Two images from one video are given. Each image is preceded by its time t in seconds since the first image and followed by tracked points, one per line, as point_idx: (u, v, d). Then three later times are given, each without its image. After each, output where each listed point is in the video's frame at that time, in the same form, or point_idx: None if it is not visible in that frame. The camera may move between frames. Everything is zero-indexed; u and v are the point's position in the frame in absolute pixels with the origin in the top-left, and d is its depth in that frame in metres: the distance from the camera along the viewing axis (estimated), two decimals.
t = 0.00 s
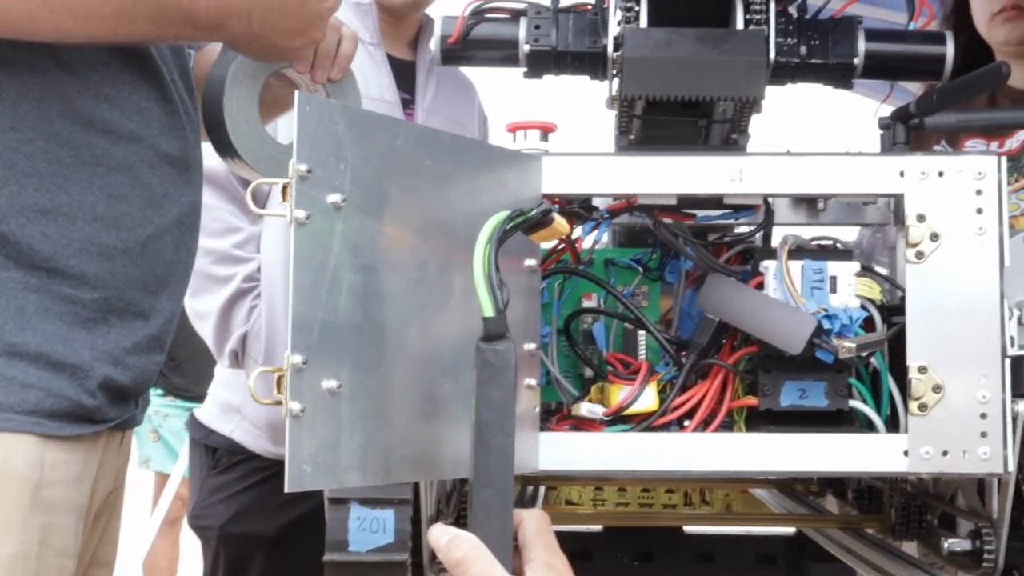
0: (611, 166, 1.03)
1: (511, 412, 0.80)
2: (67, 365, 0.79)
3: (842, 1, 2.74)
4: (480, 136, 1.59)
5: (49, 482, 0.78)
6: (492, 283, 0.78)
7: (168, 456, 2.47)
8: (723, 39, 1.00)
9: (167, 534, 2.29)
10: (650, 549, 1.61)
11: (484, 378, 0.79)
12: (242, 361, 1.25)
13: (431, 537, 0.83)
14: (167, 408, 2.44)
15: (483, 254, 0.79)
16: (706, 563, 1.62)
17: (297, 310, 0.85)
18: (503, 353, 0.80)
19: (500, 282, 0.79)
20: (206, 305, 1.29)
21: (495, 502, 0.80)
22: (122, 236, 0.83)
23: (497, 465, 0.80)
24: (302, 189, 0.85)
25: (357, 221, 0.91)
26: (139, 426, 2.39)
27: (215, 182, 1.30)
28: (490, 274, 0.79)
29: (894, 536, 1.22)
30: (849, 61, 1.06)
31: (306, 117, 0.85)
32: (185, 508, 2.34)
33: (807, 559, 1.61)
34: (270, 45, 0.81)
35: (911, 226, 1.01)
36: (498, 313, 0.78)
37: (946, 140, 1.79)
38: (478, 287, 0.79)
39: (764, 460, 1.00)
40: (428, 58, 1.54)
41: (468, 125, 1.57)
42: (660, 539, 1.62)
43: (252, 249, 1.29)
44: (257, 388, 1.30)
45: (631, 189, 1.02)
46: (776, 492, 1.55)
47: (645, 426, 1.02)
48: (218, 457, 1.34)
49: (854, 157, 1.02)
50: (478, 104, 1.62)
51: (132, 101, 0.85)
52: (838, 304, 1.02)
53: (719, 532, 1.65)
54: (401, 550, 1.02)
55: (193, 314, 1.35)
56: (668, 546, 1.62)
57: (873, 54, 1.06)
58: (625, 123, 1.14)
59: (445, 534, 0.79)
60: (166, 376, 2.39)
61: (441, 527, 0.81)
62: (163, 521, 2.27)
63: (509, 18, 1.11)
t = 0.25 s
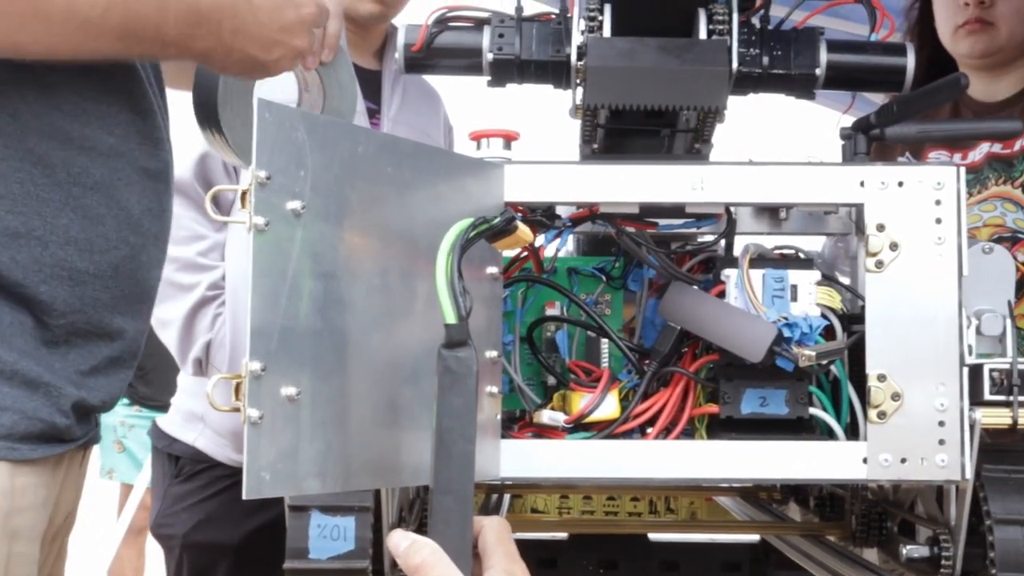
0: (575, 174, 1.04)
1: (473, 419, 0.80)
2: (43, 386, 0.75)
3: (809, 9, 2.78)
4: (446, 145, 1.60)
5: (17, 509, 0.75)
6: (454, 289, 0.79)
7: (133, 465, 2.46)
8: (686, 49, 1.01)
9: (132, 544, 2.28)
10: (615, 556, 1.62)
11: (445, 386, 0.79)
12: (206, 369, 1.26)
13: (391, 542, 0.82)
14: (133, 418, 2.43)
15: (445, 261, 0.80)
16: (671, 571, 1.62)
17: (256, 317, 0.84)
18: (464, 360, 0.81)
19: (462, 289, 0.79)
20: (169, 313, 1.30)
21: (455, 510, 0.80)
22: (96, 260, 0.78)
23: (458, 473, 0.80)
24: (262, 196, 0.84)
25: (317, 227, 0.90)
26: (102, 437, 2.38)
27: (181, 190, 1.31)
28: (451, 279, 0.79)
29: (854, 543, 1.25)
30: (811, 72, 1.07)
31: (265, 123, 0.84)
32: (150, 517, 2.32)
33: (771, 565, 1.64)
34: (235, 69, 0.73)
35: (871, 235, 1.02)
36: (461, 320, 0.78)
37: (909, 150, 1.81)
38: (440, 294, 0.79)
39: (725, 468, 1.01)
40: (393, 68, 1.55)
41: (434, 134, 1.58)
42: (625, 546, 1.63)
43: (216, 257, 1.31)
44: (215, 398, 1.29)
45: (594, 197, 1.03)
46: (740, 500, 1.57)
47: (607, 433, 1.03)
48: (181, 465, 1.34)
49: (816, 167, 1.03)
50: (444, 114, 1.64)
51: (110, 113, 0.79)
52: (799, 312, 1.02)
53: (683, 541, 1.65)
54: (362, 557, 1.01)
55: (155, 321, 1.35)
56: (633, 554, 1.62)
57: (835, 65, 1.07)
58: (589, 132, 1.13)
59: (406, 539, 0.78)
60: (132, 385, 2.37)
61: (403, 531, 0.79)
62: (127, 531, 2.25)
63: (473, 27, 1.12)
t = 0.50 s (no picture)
0: (563, 169, 1.04)
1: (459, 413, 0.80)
2: (40, 387, 0.81)
3: (795, 5, 2.79)
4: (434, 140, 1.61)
5: (15, 519, 0.83)
6: (440, 284, 0.79)
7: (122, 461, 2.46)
8: (673, 43, 1.01)
9: (121, 539, 2.29)
10: (604, 552, 1.62)
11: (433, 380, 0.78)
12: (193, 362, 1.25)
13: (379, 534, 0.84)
14: (122, 413, 2.44)
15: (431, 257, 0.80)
16: (660, 566, 1.63)
17: (243, 311, 0.82)
18: (451, 353, 0.81)
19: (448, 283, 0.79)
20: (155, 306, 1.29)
21: (441, 503, 0.81)
22: (88, 260, 0.84)
23: (445, 466, 0.80)
24: (248, 189, 0.81)
25: (304, 221, 0.89)
26: (89, 431, 2.39)
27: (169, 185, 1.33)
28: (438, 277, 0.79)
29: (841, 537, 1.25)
30: (798, 67, 1.07)
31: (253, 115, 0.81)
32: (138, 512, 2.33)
33: (759, 561, 1.65)
34: (117, 125, 0.72)
35: (857, 231, 1.02)
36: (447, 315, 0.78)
37: (897, 146, 1.82)
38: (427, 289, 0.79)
39: (713, 463, 1.01)
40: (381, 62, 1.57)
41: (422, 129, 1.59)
42: (614, 541, 1.63)
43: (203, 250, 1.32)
44: (202, 391, 1.30)
45: (581, 191, 1.03)
46: (728, 496, 1.59)
47: (593, 428, 1.03)
48: (168, 459, 1.34)
49: (803, 162, 1.03)
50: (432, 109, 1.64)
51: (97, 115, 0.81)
52: (786, 307, 1.02)
53: (672, 535, 1.66)
54: (349, 552, 1.01)
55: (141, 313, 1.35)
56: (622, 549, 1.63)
57: (822, 60, 1.07)
58: (577, 127, 1.15)
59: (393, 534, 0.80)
60: (121, 380, 2.39)
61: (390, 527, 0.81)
62: (115, 526, 2.26)
63: (460, 21, 1.12)
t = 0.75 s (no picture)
0: (564, 169, 1.03)
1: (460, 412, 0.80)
2: (42, 396, 0.82)
3: (795, 5, 2.79)
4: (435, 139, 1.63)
5: (19, 529, 0.84)
6: (442, 283, 0.79)
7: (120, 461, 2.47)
8: (674, 43, 1.01)
9: (118, 538, 2.29)
10: (603, 552, 1.63)
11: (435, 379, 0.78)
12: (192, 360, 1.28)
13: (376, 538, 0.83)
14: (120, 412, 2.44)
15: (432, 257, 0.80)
16: (660, 566, 1.63)
17: (244, 309, 0.83)
18: (451, 353, 0.81)
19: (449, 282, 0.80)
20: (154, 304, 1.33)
21: (443, 502, 0.80)
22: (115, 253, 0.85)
23: (446, 465, 0.80)
24: (250, 188, 0.83)
25: (305, 220, 0.89)
26: (88, 431, 2.39)
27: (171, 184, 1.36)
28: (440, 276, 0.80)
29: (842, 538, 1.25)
30: (800, 67, 1.07)
31: (254, 116, 0.83)
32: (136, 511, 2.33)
33: (759, 562, 1.67)
34: (21, 306, 0.60)
35: (859, 230, 1.02)
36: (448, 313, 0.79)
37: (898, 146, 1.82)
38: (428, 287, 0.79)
39: (714, 462, 1.01)
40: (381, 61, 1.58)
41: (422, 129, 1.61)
42: (614, 541, 1.63)
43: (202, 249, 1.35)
44: (203, 389, 1.30)
45: (582, 190, 1.03)
46: (727, 496, 1.60)
47: (594, 427, 1.02)
48: (165, 458, 1.35)
49: (804, 162, 1.03)
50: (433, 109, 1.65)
51: (109, 119, 0.80)
52: (787, 308, 1.02)
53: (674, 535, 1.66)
54: (349, 550, 1.01)
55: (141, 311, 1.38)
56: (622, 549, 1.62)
57: (824, 60, 1.07)
58: (578, 127, 1.14)
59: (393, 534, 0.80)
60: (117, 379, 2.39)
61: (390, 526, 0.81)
62: (114, 525, 2.26)
63: (461, 21, 1.12)
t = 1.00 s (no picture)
0: (557, 168, 1.03)
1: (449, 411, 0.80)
2: (30, 401, 0.82)
3: (791, 5, 2.79)
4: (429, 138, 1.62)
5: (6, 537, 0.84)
6: (433, 282, 0.79)
7: (113, 461, 2.47)
8: (670, 43, 1.01)
9: (114, 539, 2.27)
10: (598, 553, 1.64)
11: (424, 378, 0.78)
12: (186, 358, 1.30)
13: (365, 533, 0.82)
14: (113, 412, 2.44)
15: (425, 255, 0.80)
16: (655, 566, 1.64)
17: (234, 307, 0.82)
18: (443, 352, 0.81)
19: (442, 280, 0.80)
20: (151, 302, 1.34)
21: (433, 501, 0.81)
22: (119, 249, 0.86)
23: (434, 463, 0.80)
24: (240, 185, 0.82)
25: (295, 218, 0.89)
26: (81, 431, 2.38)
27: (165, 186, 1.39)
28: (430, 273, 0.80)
29: (836, 538, 1.25)
30: (794, 67, 1.07)
31: (244, 112, 0.82)
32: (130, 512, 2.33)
33: (753, 563, 1.66)
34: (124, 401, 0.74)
35: (853, 230, 1.01)
36: (440, 311, 0.79)
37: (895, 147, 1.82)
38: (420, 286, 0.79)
39: (707, 462, 1.00)
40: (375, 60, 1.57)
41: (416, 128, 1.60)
42: (609, 541, 1.65)
43: (194, 249, 1.38)
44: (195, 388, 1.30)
45: (575, 189, 1.02)
46: (722, 496, 1.61)
47: (587, 427, 1.02)
48: (158, 458, 1.35)
49: (799, 161, 1.02)
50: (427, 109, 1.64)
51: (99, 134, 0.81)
52: (780, 307, 1.02)
53: (671, 537, 1.67)
54: (341, 550, 1.01)
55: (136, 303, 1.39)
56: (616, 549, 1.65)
57: (819, 60, 1.07)
58: (572, 126, 1.13)
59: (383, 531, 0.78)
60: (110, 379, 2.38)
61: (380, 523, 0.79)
62: (108, 526, 2.26)
63: (455, 20, 1.11)
